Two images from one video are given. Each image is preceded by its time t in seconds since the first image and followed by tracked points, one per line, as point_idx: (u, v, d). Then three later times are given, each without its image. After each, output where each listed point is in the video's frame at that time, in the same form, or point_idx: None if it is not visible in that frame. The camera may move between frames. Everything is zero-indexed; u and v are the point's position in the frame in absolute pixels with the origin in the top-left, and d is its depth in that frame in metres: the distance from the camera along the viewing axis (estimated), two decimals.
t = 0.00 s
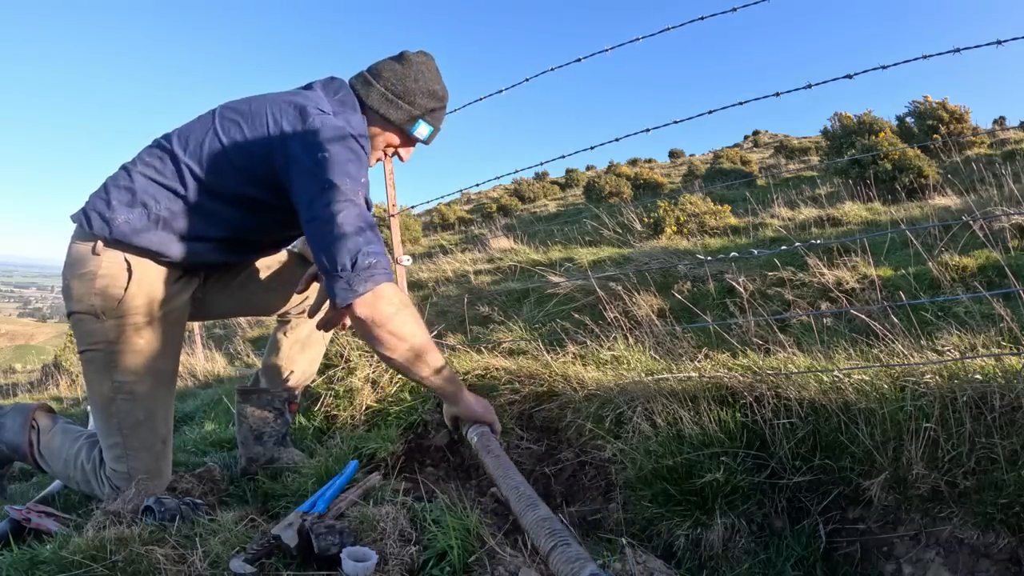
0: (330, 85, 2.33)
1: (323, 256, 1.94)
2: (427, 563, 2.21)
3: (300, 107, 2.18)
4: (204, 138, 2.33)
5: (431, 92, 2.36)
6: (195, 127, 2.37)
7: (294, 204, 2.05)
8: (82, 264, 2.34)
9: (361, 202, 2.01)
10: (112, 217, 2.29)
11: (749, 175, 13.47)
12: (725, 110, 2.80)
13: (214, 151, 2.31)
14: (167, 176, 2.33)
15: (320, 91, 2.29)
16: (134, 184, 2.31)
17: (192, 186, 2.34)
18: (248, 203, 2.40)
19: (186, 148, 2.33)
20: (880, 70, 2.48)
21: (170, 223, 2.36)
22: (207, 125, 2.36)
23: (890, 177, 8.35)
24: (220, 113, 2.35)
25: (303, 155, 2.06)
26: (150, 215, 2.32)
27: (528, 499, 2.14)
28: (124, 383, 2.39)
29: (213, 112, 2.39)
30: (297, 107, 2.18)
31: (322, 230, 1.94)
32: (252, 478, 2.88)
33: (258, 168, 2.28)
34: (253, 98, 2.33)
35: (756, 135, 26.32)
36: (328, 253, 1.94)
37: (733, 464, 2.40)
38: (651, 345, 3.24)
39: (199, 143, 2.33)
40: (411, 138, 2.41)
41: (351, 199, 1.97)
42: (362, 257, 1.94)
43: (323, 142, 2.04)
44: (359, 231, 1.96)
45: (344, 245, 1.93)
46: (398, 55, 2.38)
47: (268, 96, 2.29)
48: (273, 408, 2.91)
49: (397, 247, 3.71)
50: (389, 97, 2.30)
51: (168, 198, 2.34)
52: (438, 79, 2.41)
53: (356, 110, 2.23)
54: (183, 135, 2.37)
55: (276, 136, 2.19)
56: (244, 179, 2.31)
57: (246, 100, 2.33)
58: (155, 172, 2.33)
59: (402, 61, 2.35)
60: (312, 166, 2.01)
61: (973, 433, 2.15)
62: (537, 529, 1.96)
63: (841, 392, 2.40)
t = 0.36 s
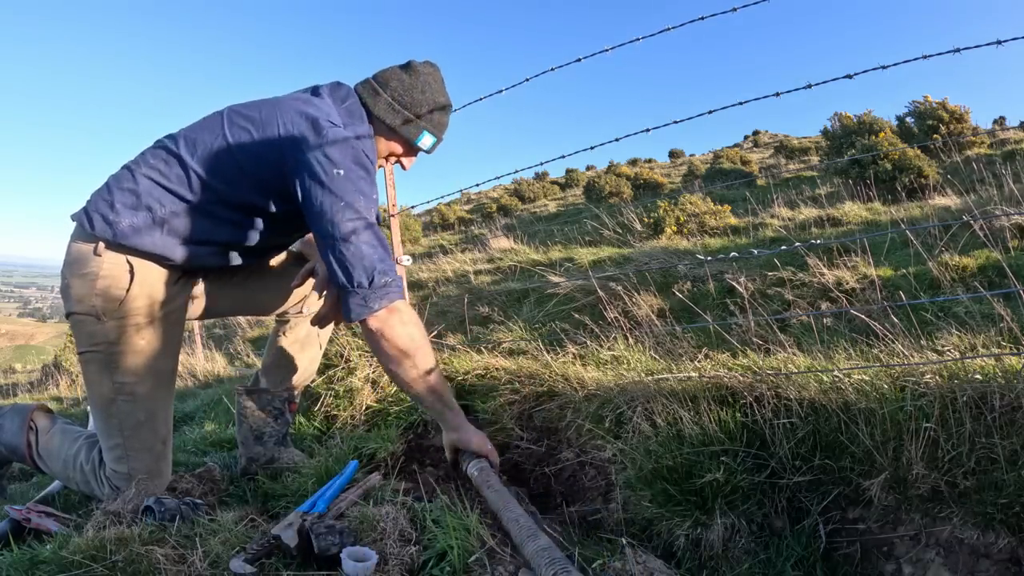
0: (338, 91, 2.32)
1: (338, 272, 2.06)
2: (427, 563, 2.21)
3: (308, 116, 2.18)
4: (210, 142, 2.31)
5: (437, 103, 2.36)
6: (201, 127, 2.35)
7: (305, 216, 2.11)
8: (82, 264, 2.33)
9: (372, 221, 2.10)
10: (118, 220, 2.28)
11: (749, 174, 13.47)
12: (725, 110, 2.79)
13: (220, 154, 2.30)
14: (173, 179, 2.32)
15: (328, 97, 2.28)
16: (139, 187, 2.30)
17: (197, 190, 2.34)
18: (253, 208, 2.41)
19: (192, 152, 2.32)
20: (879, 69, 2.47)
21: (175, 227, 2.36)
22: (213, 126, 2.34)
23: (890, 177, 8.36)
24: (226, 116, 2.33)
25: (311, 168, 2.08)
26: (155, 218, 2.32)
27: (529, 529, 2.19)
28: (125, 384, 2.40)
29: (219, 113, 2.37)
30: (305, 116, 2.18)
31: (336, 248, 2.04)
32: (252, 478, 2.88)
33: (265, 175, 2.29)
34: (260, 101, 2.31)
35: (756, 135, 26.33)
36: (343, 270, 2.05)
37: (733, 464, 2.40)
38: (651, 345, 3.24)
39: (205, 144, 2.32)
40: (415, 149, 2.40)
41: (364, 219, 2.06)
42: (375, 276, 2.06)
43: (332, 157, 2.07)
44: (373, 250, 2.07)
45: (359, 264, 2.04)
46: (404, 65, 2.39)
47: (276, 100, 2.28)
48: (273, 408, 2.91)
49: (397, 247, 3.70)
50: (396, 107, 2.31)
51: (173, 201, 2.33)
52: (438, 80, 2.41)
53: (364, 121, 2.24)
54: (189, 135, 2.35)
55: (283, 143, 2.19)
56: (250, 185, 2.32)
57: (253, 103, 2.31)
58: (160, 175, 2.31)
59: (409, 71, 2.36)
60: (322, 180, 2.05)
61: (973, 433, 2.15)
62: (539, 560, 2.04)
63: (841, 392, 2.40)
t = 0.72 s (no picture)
0: (340, 94, 2.32)
1: (319, 279, 2.10)
2: (427, 563, 2.21)
3: (310, 119, 2.18)
4: (212, 143, 2.31)
5: (439, 109, 2.37)
6: (203, 128, 2.35)
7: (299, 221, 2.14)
8: (84, 264, 2.33)
9: (360, 230, 2.14)
10: (119, 221, 2.28)
11: (749, 174, 13.47)
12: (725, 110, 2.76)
13: (222, 156, 2.30)
14: (174, 180, 2.31)
15: (330, 100, 2.28)
16: (141, 188, 2.30)
17: (199, 192, 2.34)
18: (253, 210, 2.41)
19: (195, 153, 2.31)
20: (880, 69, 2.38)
21: (177, 228, 2.37)
22: (215, 127, 2.34)
23: (890, 177, 8.36)
24: (229, 117, 2.33)
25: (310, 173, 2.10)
26: (157, 218, 2.32)
27: (528, 532, 2.21)
28: (127, 384, 2.40)
29: (222, 114, 2.36)
30: (308, 119, 2.18)
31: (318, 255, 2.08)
32: (252, 478, 2.88)
33: (266, 177, 2.29)
34: (263, 103, 2.31)
35: (756, 135, 26.35)
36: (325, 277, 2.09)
37: (733, 464, 2.40)
38: (651, 345, 3.24)
39: (207, 145, 2.31)
40: (415, 153, 2.40)
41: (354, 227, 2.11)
42: (350, 286, 2.12)
43: (333, 163, 2.08)
44: (351, 259, 2.12)
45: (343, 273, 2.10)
46: (407, 70, 2.39)
47: (279, 102, 2.28)
48: (272, 408, 2.91)
49: (397, 247, 3.70)
50: (398, 112, 2.31)
51: (175, 203, 2.33)
52: (439, 81, 2.42)
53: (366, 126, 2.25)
54: (191, 136, 2.34)
55: (285, 147, 2.20)
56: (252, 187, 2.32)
57: (256, 105, 2.31)
58: (162, 176, 2.31)
59: (411, 76, 2.36)
60: (318, 188, 2.07)
61: (973, 433, 2.15)
62: (536, 560, 2.05)
63: (841, 392, 2.40)
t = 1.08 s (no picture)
0: (338, 95, 2.33)
1: (305, 283, 2.11)
2: (427, 563, 2.21)
3: (309, 120, 2.19)
4: (210, 143, 2.31)
5: (438, 109, 2.36)
6: (201, 129, 2.35)
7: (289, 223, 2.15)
8: (86, 264, 2.32)
9: (350, 236, 2.15)
10: (119, 221, 2.28)
11: (749, 174, 13.48)
12: (725, 110, 2.76)
13: (220, 157, 2.30)
14: (173, 180, 2.31)
15: (328, 100, 2.29)
16: (140, 188, 2.29)
17: (198, 192, 2.34)
18: (251, 211, 2.41)
19: (193, 153, 2.31)
20: (880, 70, 2.40)
21: (175, 229, 2.36)
22: (213, 128, 2.34)
23: (890, 177, 8.36)
24: (227, 117, 2.33)
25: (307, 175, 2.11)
26: (156, 218, 2.32)
27: (528, 532, 2.21)
28: (129, 385, 2.40)
29: (219, 115, 2.36)
30: (307, 120, 2.19)
31: (309, 262, 2.09)
32: (252, 478, 2.88)
33: (265, 178, 2.29)
34: (260, 103, 2.31)
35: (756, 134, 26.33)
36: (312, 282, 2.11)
37: (733, 464, 2.40)
38: (651, 345, 3.24)
39: (205, 145, 2.31)
40: (413, 154, 2.39)
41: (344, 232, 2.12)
42: (339, 295, 2.14)
43: (331, 165, 2.09)
44: (341, 267, 2.13)
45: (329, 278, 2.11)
46: (406, 70, 2.39)
47: (276, 102, 2.28)
48: (272, 408, 2.91)
49: (396, 247, 3.70)
50: (397, 112, 2.30)
51: (174, 203, 2.33)
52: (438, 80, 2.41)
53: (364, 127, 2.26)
54: (189, 136, 2.34)
55: (284, 148, 2.21)
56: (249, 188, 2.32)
57: (253, 105, 2.31)
58: (160, 176, 2.31)
59: (410, 76, 2.36)
60: (312, 192, 2.08)
61: (973, 433, 2.15)
62: (537, 560, 2.05)
63: (841, 392, 2.40)
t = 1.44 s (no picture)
0: (338, 99, 2.33)
1: (327, 289, 2.12)
2: (427, 563, 2.20)
3: (308, 125, 2.20)
4: (209, 146, 2.31)
5: (441, 118, 2.36)
6: (199, 131, 2.35)
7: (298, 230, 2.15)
8: (86, 264, 2.32)
9: (361, 238, 2.14)
10: (117, 224, 2.28)
11: (749, 174, 13.48)
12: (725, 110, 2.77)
13: (219, 161, 2.30)
14: (171, 183, 2.32)
15: (327, 104, 2.29)
16: (137, 191, 2.29)
17: (196, 196, 2.34)
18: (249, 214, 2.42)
19: (191, 157, 2.32)
20: (879, 69, 2.44)
21: (174, 232, 2.37)
22: (211, 130, 2.34)
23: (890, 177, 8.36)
24: (226, 120, 2.33)
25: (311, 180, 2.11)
26: (155, 222, 2.32)
27: (528, 531, 2.21)
28: (129, 385, 2.40)
29: (218, 117, 2.37)
30: (306, 124, 2.20)
31: (326, 269, 2.09)
32: (252, 478, 2.88)
33: (263, 182, 2.30)
34: (258, 107, 2.32)
35: (756, 134, 26.32)
36: (332, 287, 2.12)
37: (733, 464, 2.40)
38: (651, 345, 3.24)
39: (204, 148, 2.32)
40: (414, 162, 2.40)
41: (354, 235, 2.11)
42: (362, 298, 2.15)
43: (331, 172, 2.10)
44: (360, 270, 2.13)
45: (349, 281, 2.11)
46: (410, 77, 2.38)
47: (275, 107, 2.28)
48: (272, 408, 2.91)
49: (396, 247, 3.70)
50: (399, 122, 2.30)
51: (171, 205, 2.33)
52: (441, 86, 2.40)
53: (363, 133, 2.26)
54: (188, 138, 2.35)
55: (282, 153, 2.21)
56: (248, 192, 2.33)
57: (251, 109, 2.32)
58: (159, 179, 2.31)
59: (414, 84, 2.35)
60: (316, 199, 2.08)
61: (973, 433, 2.15)
62: (537, 560, 2.05)
63: (841, 392, 2.40)
